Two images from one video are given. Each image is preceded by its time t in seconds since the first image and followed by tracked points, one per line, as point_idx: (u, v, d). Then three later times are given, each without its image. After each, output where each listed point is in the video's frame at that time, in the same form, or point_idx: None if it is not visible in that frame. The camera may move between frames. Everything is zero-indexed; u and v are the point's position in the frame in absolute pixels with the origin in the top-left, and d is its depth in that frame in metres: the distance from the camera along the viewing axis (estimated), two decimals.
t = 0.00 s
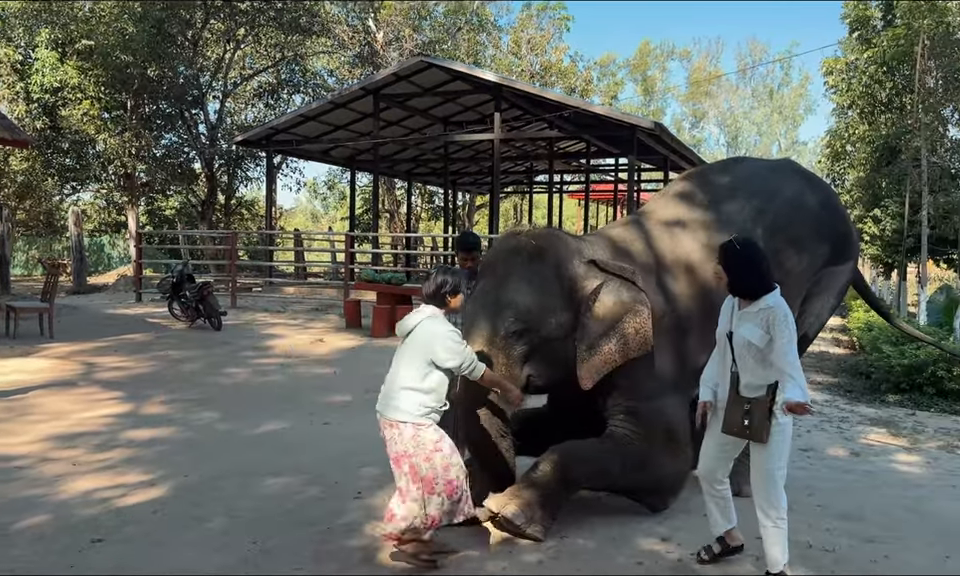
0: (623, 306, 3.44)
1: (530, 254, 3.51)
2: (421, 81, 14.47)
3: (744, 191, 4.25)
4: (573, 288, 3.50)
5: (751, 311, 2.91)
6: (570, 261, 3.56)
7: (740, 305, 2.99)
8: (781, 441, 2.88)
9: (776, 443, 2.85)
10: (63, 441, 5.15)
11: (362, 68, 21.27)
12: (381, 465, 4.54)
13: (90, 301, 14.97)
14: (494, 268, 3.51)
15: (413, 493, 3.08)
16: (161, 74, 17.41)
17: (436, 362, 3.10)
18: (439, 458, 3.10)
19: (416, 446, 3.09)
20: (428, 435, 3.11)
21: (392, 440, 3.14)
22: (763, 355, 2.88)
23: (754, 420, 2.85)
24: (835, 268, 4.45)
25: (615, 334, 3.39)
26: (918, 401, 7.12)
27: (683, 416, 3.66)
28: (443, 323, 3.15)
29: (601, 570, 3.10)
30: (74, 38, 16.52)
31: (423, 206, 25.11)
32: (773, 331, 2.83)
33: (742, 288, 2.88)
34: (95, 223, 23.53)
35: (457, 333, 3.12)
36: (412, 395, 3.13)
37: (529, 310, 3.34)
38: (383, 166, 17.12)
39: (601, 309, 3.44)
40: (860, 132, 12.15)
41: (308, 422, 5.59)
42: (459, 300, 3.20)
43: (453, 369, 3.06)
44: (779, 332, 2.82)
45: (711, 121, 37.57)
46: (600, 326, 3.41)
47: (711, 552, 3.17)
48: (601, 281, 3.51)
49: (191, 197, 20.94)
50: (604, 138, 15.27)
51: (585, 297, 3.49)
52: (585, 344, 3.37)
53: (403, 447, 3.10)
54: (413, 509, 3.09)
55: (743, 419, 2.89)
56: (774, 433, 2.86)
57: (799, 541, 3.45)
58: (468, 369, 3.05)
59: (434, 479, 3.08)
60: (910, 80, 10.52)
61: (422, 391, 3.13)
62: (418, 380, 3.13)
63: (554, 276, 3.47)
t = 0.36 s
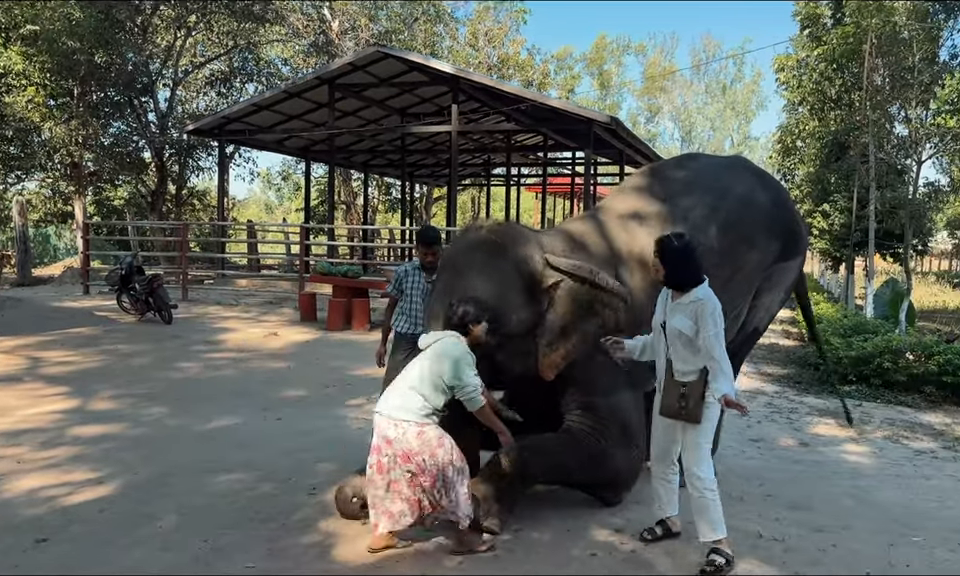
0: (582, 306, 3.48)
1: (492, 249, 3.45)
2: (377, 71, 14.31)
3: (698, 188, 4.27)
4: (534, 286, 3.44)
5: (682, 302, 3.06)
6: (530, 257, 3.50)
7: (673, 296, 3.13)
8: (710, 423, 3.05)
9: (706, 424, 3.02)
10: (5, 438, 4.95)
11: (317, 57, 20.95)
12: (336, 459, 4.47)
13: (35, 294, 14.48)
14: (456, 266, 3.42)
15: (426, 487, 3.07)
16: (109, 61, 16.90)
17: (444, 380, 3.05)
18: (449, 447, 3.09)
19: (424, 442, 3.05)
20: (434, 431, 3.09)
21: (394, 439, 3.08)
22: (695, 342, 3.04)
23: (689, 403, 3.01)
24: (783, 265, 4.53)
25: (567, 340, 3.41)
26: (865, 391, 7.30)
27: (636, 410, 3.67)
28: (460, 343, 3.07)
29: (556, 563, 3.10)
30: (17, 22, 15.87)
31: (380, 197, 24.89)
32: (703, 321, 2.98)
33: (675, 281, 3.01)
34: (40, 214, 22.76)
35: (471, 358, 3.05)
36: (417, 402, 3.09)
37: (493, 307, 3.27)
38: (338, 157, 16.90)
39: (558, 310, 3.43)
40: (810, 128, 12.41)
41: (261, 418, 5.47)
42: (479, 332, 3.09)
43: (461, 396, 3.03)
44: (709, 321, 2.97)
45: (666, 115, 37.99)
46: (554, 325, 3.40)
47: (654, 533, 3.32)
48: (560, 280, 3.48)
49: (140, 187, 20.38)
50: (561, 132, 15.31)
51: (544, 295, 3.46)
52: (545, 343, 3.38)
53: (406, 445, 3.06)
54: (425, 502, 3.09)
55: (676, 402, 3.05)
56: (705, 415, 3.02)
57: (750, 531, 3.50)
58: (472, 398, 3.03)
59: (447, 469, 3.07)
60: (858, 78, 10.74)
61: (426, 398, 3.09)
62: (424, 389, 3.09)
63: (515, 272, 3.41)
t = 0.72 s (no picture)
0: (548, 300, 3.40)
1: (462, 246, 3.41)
2: (342, 61, 14.18)
3: (663, 183, 4.30)
4: (504, 282, 3.40)
5: (647, 291, 3.18)
6: (501, 252, 3.45)
7: (636, 287, 3.24)
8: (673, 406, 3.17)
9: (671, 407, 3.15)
10: None
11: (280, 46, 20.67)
12: (300, 453, 4.41)
13: None
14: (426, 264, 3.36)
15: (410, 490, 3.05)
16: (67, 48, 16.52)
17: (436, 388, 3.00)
18: (437, 449, 3.09)
19: (414, 444, 3.03)
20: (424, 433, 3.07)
21: (383, 438, 3.04)
22: (660, 328, 3.16)
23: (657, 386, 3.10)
24: (745, 260, 4.59)
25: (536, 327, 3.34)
26: (822, 383, 7.44)
27: (603, 404, 3.69)
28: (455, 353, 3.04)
29: (520, 556, 3.10)
30: None
31: (344, 189, 24.66)
32: (671, 307, 3.11)
33: (643, 269, 3.12)
34: None
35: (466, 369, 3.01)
36: (408, 405, 3.06)
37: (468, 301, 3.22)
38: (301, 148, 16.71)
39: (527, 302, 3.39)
40: (771, 124, 12.64)
41: (223, 412, 5.38)
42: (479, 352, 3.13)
43: (452, 407, 2.99)
44: (676, 307, 3.11)
45: (630, 110, 38.26)
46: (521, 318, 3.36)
47: (619, 524, 3.35)
48: (529, 272, 3.41)
49: (97, 176, 19.89)
50: (527, 125, 15.33)
51: (515, 290, 3.41)
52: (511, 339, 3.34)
53: (393, 445, 3.04)
54: (407, 506, 3.06)
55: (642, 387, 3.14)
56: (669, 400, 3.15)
57: (712, 522, 3.54)
58: (464, 410, 3.01)
59: (433, 473, 3.07)
60: (819, 75, 10.95)
61: (417, 402, 3.06)
62: (415, 393, 3.05)
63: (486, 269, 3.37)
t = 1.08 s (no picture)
0: (518, 295, 3.33)
1: (424, 239, 3.32)
2: (313, 52, 13.99)
3: (634, 176, 4.24)
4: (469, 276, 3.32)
5: (615, 286, 3.14)
6: (465, 245, 3.38)
7: (605, 281, 3.20)
8: (635, 404, 3.13)
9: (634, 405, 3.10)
10: None
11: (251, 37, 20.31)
12: (261, 450, 4.30)
13: None
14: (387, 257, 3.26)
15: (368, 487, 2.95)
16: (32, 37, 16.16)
17: (398, 379, 2.92)
18: (398, 446, 3.01)
19: (374, 439, 2.95)
20: (386, 428, 2.98)
21: (343, 432, 2.95)
22: (627, 324, 3.12)
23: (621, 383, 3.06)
24: (715, 254, 4.56)
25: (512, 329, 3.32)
26: (790, 377, 7.47)
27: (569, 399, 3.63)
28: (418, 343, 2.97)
29: (483, 555, 3.03)
30: None
31: (317, 182, 24.41)
32: (639, 303, 3.08)
33: (613, 263, 3.08)
34: None
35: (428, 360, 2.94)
36: (369, 398, 2.96)
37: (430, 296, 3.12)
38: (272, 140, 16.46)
39: (496, 297, 3.30)
40: (743, 120, 12.69)
41: (184, 408, 5.24)
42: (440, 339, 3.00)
43: (414, 398, 2.92)
44: (644, 304, 3.07)
45: (605, 106, 38.28)
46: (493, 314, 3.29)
47: (562, 522, 3.28)
48: (500, 268, 3.31)
49: (64, 167, 19.49)
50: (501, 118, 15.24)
51: (479, 284, 3.31)
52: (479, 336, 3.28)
53: (354, 440, 2.94)
54: (363, 504, 2.95)
55: (607, 385, 3.06)
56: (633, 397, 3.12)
57: (678, 519, 3.50)
58: (426, 401, 2.93)
59: (393, 470, 2.98)
60: (790, 71, 11.01)
61: (378, 395, 2.96)
62: (376, 386, 2.94)
63: (450, 263, 3.29)
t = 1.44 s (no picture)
0: (497, 290, 3.25)
1: (399, 235, 3.25)
2: (300, 47, 13.86)
3: (616, 170, 4.16)
4: (446, 273, 3.25)
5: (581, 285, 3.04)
6: (441, 241, 3.31)
7: (570, 280, 3.08)
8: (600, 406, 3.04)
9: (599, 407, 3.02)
10: None
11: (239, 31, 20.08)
12: (236, 450, 4.19)
13: None
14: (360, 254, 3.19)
15: (337, 484, 2.84)
16: (17, 30, 15.98)
17: (372, 366, 2.83)
18: (372, 444, 2.90)
19: (347, 434, 2.84)
20: (360, 425, 2.88)
21: (315, 426, 2.86)
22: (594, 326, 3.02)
23: (588, 386, 2.95)
24: (698, 251, 4.48)
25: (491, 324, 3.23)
26: (777, 376, 7.42)
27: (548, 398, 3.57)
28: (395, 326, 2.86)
29: (458, 559, 2.94)
30: None
31: (305, 178, 24.23)
32: (605, 306, 2.97)
33: (580, 263, 2.97)
34: None
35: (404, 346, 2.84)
36: (343, 387, 2.86)
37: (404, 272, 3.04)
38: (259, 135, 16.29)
39: (475, 295, 3.23)
40: (732, 118, 12.64)
41: (160, 406, 5.13)
42: (415, 314, 2.90)
43: (388, 383, 2.80)
44: (610, 306, 2.97)
45: (595, 104, 38.22)
46: (471, 311, 3.22)
47: (535, 528, 3.16)
48: (478, 264, 3.26)
49: (49, 162, 19.26)
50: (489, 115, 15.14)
51: (457, 281, 3.25)
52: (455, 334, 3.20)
53: (326, 434, 2.84)
54: (331, 501, 2.84)
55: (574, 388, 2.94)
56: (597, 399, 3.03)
57: (659, 522, 3.42)
58: (401, 383, 2.80)
59: (364, 469, 2.88)
60: (779, 70, 10.98)
61: (352, 385, 2.86)
62: (350, 374, 2.85)
63: (425, 260, 3.23)
